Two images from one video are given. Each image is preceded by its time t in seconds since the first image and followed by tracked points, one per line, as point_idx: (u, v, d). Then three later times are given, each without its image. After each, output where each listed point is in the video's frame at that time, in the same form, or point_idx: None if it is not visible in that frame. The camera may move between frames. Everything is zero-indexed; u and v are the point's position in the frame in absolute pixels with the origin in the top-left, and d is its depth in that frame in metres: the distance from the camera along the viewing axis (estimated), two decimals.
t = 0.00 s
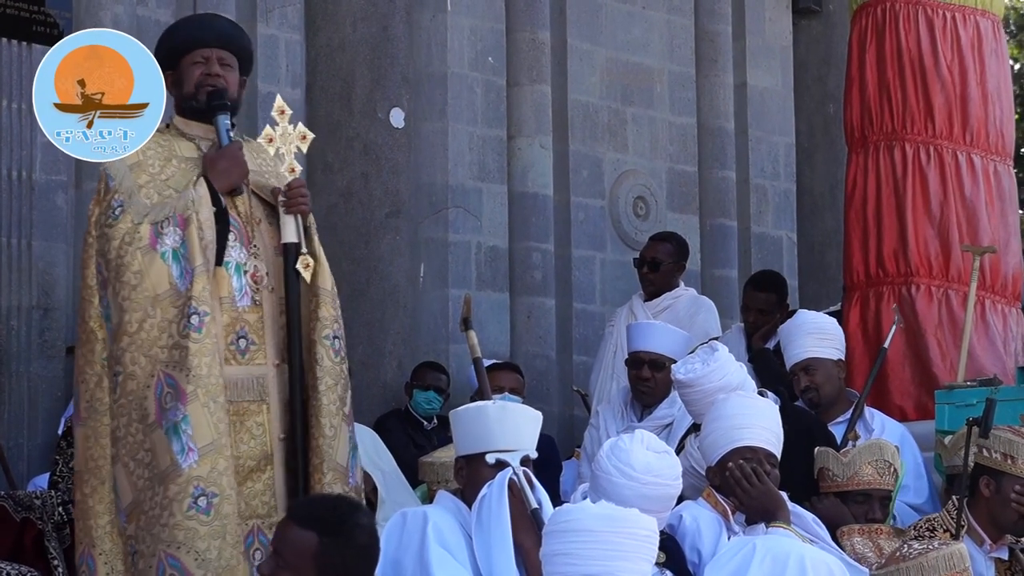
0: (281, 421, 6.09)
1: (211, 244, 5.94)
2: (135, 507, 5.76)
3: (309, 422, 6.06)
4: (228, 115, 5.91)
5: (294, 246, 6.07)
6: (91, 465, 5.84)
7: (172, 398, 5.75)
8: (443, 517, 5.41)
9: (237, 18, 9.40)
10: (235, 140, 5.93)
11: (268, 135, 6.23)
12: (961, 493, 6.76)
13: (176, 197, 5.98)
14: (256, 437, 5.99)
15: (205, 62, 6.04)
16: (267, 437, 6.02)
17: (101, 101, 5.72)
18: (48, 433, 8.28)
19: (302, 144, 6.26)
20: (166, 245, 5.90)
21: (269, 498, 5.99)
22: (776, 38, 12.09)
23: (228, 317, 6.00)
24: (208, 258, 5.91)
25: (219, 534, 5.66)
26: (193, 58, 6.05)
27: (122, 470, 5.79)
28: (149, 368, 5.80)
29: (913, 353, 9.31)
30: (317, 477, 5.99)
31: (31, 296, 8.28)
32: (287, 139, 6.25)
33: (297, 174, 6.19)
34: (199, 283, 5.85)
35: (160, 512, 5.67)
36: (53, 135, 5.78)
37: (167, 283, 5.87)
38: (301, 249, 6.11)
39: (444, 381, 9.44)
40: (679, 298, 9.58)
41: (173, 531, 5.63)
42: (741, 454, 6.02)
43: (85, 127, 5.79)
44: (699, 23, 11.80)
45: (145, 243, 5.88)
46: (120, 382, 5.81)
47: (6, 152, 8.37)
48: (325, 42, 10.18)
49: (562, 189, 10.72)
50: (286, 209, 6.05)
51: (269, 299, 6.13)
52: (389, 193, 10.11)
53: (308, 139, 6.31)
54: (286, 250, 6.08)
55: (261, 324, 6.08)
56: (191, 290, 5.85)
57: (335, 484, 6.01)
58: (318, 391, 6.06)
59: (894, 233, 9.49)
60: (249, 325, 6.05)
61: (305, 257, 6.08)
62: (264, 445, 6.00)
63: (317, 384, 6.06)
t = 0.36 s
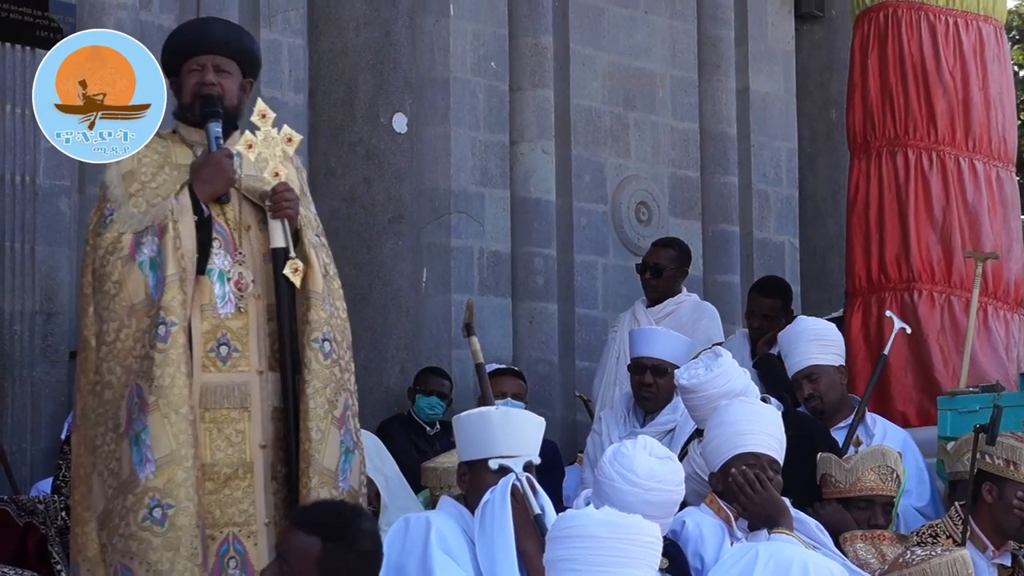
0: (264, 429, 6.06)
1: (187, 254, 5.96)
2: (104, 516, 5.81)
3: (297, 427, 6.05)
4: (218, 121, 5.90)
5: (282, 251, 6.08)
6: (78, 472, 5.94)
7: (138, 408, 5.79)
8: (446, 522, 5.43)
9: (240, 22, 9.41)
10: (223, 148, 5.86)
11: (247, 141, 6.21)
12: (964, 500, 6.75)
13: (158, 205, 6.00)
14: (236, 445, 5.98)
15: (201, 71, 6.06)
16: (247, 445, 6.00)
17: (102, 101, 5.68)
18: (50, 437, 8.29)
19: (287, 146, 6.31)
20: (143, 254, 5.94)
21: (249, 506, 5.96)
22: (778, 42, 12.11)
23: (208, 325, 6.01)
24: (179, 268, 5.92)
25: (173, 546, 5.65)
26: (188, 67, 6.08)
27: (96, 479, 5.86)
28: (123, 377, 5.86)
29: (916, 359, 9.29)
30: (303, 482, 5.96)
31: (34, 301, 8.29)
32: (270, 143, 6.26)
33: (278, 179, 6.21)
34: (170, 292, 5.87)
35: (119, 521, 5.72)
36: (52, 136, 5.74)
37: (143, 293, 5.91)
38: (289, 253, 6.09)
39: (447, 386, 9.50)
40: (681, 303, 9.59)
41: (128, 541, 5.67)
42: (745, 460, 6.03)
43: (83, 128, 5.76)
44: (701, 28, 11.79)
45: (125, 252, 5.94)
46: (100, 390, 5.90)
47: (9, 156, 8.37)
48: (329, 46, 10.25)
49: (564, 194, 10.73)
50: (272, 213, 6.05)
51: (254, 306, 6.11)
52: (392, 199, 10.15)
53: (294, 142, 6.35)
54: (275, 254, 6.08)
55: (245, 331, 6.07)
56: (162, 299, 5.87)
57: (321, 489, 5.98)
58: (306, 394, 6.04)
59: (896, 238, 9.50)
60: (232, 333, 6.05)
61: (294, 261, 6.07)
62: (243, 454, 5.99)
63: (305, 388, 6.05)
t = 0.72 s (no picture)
0: (259, 439, 6.07)
1: (179, 267, 5.96)
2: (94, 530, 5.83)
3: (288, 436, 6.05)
4: (219, 134, 5.94)
5: (275, 259, 6.08)
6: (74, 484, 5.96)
7: (123, 424, 5.81)
8: (444, 531, 5.41)
9: (238, 31, 9.42)
10: (219, 162, 5.82)
11: (238, 150, 6.23)
12: (963, 506, 6.75)
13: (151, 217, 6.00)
14: (231, 457, 5.99)
15: (202, 83, 6.08)
16: (242, 456, 6.01)
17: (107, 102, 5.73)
18: (49, 446, 8.28)
19: (280, 154, 6.36)
20: (135, 267, 5.96)
21: (244, 517, 5.97)
22: (776, 49, 12.12)
23: (199, 337, 6.03)
24: (167, 283, 5.92)
25: (154, 562, 5.67)
26: (189, 79, 6.08)
27: (87, 492, 5.88)
28: (112, 392, 5.89)
29: (914, 366, 9.30)
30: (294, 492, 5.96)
31: (32, 310, 8.29)
32: (265, 152, 6.31)
33: (263, 192, 6.19)
34: (157, 308, 5.88)
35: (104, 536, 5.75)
36: (55, 137, 5.76)
37: (133, 307, 5.93)
38: (280, 262, 6.09)
39: (446, 394, 9.43)
40: (680, 311, 9.58)
41: (110, 556, 5.71)
42: (744, 467, 6.03)
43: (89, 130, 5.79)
44: (699, 36, 11.80)
45: (117, 265, 5.97)
46: (91, 404, 5.93)
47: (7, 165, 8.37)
48: (326, 55, 10.28)
49: (563, 202, 10.73)
50: (264, 222, 6.01)
51: (246, 317, 6.12)
52: (391, 207, 10.15)
53: (286, 151, 6.41)
54: (268, 264, 6.09)
55: (237, 342, 6.08)
56: (149, 314, 5.88)
57: (309, 499, 5.98)
58: (297, 404, 6.05)
59: (894, 246, 9.50)
60: (224, 344, 6.06)
61: (285, 269, 6.06)
62: (239, 465, 5.99)
63: (295, 397, 6.06)
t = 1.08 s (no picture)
0: (269, 435, 6.07)
1: (193, 260, 5.96)
2: (108, 525, 5.79)
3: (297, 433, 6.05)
4: (226, 133, 5.93)
5: (281, 257, 6.08)
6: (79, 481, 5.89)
7: (143, 417, 5.78)
8: (443, 528, 5.41)
9: (236, 31, 9.41)
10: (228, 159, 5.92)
11: (248, 148, 6.23)
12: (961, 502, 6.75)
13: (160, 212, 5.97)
14: (241, 451, 6.00)
15: (206, 82, 6.07)
16: (251, 451, 6.01)
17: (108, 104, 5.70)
18: (48, 446, 8.28)
19: (287, 154, 6.31)
20: (146, 262, 5.90)
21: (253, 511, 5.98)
22: (774, 47, 12.11)
23: (211, 332, 6.02)
24: (183, 278, 5.90)
25: (183, 553, 5.69)
26: (193, 78, 6.07)
27: (99, 487, 5.83)
28: (125, 386, 5.84)
29: (913, 363, 9.28)
30: (303, 489, 5.98)
31: (31, 309, 8.29)
32: (271, 150, 6.28)
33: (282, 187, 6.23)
34: (174, 302, 5.86)
35: (126, 530, 5.72)
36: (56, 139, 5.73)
37: (145, 301, 5.88)
38: (288, 260, 6.09)
39: (445, 392, 9.43)
40: (680, 309, 9.58)
41: (136, 549, 5.68)
42: (743, 464, 6.03)
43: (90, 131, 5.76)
44: (697, 33, 11.79)
45: (126, 260, 5.90)
46: (100, 399, 5.86)
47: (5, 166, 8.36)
48: (323, 54, 10.26)
49: (562, 200, 10.72)
50: (271, 220, 6.03)
51: (255, 312, 6.12)
52: (389, 206, 10.14)
53: (293, 149, 6.35)
54: (274, 262, 6.08)
55: (247, 337, 6.08)
56: (166, 308, 5.86)
57: (320, 495, 5.99)
58: (306, 401, 6.04)
59: (892, 242, 9.49)
60: (234, 339, 6.05)
61: (293, 268, 6.06)
62: (249, 460, 6.00)
63: (305, 394, 6.04)
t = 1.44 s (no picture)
0: (286, 423, 6.05)
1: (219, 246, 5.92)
2: (134, 509, 5.69)
3: (314, 421, 6.06)
4: (244, 122, 5.95)
5: (300, 247, 6.06)
6: (93, 467, 5.78)
7: (174, 400, 5.71)
8: (449, 518, 5.39)
9: (240, 20, 9.40)
10: (248, 148, 5.93)
11: (274, 136, 6.24)
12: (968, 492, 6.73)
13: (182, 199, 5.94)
14: (260, 439, 5.94)
15: (218, 71, 6.06)
16: (271, 439, 5.97)
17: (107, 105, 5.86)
18: (53, 436, 8.27)
19: (308, 146, 6.30)
20: (171, 248, 5.85)
21: (273, 499, 5.92)
22: (779, 37, 12.08)
23: (233, 318, 5.99)
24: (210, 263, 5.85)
25: (219, 537, 5.61)
26: (204, 67, 6.04)
27: (122, 473, 5.73)
28: (150, 370, 5.76)
29: (919, 353, 9.27)
30: (323, 477, 6.00)
31: (35, 298, 8.29)
32: (295, 140, 6.27)
33: (304, 177, 6.26)
34: (203, 286, 5.81)
35: (158, 514, 5.61)
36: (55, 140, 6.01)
37: (171, 286, 5.83)
38: (307, 250, 6.10)
39: (450, 382, 9.44)
40: (685, 299, 9.57)
41: (172, 533, 5.59)
42: (749, 455, 6.01)
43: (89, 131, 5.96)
44: (702, 23, 11.79)
45: (150, 245, 5.84)
46: (122, 384, 5.76)
47: (8, 154, 8.36)
48: (328, 44, 10.16)
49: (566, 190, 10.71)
50: (292, 209, 6.00)
51: (273, 300, 6.11)
52: (394, 195, 10.13)
53: (313, 141, 6.34)
54: (292, 252, 6.06)
55: (266, 325, 6.06)
56: (195, 293, 5.80)
57: (341, 484, 6.02)
58: (326, 390, 6.06)
59: (897, 233, 9.48)
60: (254, 327, 6.03)
61: (311, 258, 6.06)
62: (267, 448, 5.95)
63: (323, 384, 6.06)
